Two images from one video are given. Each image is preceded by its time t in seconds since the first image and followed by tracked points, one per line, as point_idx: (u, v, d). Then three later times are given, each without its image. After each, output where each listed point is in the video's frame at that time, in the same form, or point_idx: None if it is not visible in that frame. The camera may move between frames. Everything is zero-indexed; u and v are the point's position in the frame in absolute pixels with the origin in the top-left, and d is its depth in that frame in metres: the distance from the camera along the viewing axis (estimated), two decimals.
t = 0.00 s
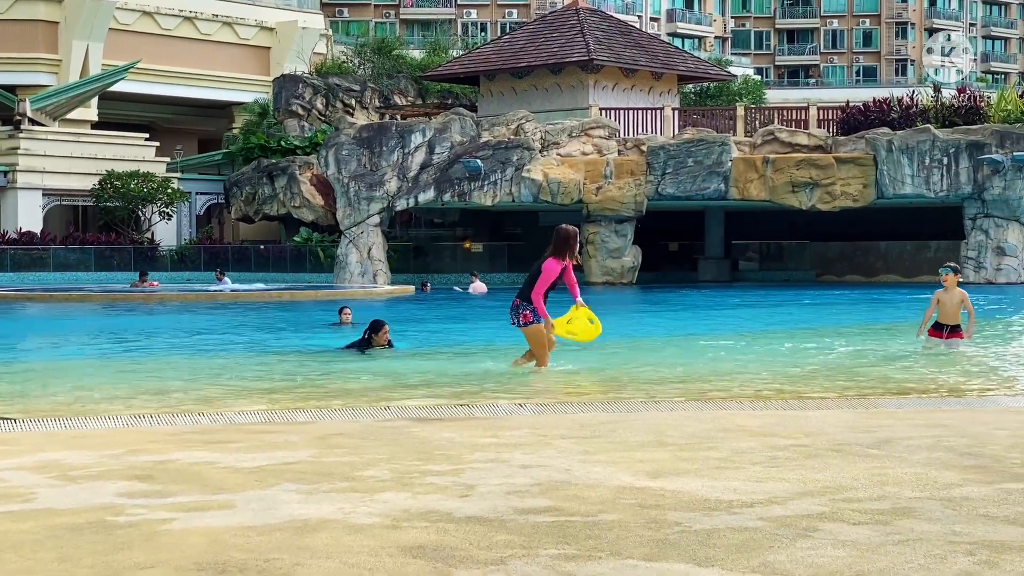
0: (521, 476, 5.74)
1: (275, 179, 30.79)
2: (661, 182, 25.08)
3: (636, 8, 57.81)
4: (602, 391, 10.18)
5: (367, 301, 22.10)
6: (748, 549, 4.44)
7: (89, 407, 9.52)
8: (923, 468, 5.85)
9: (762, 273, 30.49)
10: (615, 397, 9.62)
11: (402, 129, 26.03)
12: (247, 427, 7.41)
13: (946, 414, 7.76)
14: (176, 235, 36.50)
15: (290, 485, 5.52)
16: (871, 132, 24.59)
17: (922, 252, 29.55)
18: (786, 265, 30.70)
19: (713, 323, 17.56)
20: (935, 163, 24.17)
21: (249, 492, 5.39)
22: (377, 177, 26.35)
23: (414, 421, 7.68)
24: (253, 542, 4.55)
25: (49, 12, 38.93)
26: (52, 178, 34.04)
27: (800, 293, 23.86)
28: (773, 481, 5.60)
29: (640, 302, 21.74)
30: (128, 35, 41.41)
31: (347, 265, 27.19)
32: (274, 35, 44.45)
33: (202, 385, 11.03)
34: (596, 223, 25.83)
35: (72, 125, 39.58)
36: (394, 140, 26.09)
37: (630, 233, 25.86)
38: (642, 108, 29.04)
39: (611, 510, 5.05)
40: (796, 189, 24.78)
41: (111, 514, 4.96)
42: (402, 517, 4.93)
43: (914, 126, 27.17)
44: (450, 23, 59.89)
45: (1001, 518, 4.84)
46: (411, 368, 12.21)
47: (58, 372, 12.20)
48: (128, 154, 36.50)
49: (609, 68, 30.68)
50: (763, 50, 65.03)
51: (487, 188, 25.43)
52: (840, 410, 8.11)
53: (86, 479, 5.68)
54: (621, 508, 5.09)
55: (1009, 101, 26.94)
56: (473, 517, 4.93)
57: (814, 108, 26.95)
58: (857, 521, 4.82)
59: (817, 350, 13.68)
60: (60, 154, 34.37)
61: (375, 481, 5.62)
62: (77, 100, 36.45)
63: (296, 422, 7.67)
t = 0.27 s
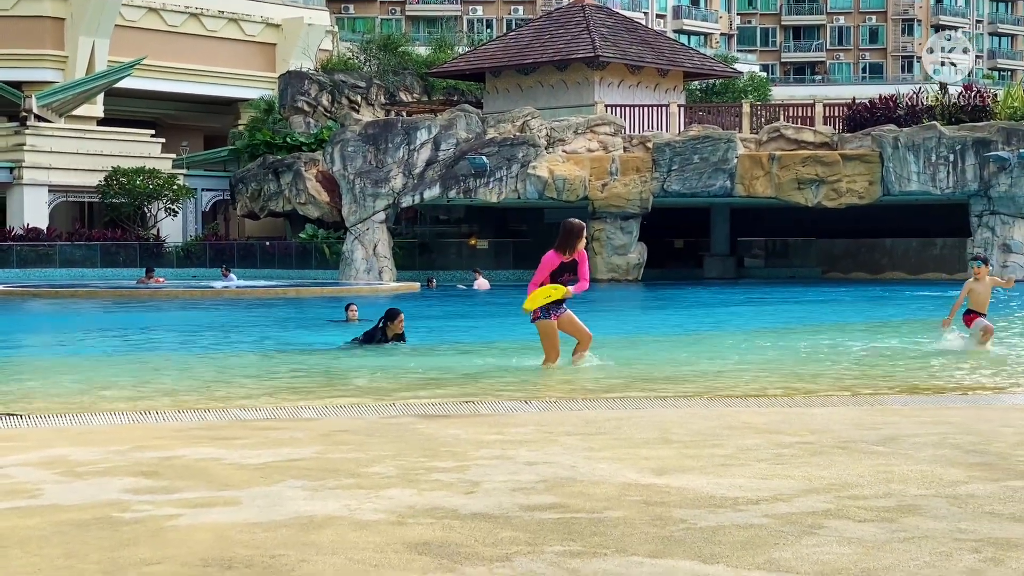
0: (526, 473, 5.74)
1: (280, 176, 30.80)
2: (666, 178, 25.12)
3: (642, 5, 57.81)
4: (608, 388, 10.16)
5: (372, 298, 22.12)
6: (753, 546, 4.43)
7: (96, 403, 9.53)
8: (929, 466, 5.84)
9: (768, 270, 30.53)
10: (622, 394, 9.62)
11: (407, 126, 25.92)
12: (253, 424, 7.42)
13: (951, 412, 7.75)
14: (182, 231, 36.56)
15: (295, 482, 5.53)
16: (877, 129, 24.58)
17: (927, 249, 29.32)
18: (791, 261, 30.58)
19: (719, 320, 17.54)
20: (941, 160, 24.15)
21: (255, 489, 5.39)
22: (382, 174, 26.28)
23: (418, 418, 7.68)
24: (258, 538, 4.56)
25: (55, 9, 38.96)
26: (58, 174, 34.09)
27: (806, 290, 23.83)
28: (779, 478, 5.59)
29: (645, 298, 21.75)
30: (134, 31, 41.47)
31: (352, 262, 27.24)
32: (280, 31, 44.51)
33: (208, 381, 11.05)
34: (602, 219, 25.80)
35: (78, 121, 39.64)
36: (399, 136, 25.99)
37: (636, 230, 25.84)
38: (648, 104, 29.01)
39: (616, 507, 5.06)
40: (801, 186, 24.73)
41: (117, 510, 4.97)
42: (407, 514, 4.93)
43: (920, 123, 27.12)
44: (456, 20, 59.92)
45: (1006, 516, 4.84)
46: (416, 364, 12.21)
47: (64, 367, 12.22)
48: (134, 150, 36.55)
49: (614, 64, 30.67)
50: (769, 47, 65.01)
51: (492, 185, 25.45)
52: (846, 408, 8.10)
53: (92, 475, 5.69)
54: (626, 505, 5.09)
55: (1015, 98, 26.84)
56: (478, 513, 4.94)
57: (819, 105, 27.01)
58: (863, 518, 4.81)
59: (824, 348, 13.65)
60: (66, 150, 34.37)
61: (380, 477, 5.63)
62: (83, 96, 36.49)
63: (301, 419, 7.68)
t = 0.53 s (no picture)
0: (531, 470, 5.74)
1: (285, 172, 30.79)
2: (671, 176, 25.04)
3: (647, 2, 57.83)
4: (612, 385, 10.16)
5: (376, 295, 22.14)
6: (758, 544, 4.42)
7: (101, 399, 9.54)
8: (934, 464, 5.82)
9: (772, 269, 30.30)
10: (626, 391, 9.61)
11: (412, 123, 26.06)
12: (258, 421, 7.41)
13: (956, 409, 7.73)
14: (187, 228, 36.61)
15: (300, 479, 5.53)
16: (883, 126, 24.53)
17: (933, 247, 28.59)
18: (796, 258, 30.22)
19: (724, 317, 17.53)
20: (947, 157, 24.10)
21: (259, 485, 5.39)
22: (387, 171, 26.35)
23: (423, 414, 7.68)
24: (263, 535, 4.56)
25: (60, 6, 38.98)
26: (63, 171, 34.12)
27: (811, 287, 23.80)
28: (784, 475, 5.58)
29: (649, 295, 21.75)
30: (140, 28, 41.48)
31: (357, 258, 27.20)
32: (285, 28, 44.49)
33: (212, 378, 11.06)
34: (607, 217, 25.79)
35: (83, 118, 39.67)
36: (404, 134, 26.10)
37: (640, 227, 25.80)
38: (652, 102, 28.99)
39: (621, 504, 5.05)
40: (806, 183, 24.69)
41: (122, 507, 4.97)
42: (412, 511, 4.92)
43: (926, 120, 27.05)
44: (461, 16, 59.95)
45: (1012, 513, 4.82)
46: (420, 361, 12.21)
47: (70, 364, 12.24)
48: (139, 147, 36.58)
49: (620, 61, 30.63)
50: (775, 43, 64.96)
51: (497, 182, 25.46)
52: (850, 405, 8.09)
53: (97, 472, 5.69)
54: (631, 502, 5.08)
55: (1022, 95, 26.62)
56: (483, 510, 4.93)
57: (825, 102, 27.05)
58: (868, 516, 4.80)
59: (829, 346, 13.61)
60: (71, 147, 34.44)
61: (384, 474, 5.63)
62: (88, 93, 36.56)
63: (306, 416, 7.68)
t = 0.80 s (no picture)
0: (533, 468, 5.73)
1: (287, 170, 30.81)
2: (674, 173, 25.03)
3: None
4: (615, 383, 10.16)
5: (379, 293, 22.14)
6: (761, 542, 4.42)
7: (104, 396, 9.54)
8: (936, 462, 5.82)
9: (775, 267, 30.54)
10: (629, 389, 9.61)
11: (414, 121, 26.07)
12: (260, 418, 7.41)
13: (958, 408, 7.72)
14: (189, 226, 36.65)
15: (302, 476, 5.53)
16: (885, 124, 24.45)
17: (936, 245, 28.65)
18: (798, 257, 30.35)
19: (726, 316, 17.51)
20: (950, 155, 24.08)
21: (262, 483, 5.40)
22: (389, 169, 26.37)
23: (426, 412, 7.68)
24: (266, 532, 4.56)
25: (63, 3, 38.98)
26: (66, 169, 34.14)
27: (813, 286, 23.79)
28: (785, 474, 5.58)
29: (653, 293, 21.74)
30: (142, 26, 41.49)
31: (359, 257, 27.18)
32: (287, 26, 44.48)
33: (214, 376, 11.06)
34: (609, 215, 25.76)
35: (86, 116, 39.68)
36: (407, 131, 26.14)
37: (643, 226, 25.79)
38: (655, 100, 28.97)
39: (623, 502, 5.04)
40: (809, 181, 24.67)
41: (125, 504, 4.97)
42: (414, 508, 4.93)
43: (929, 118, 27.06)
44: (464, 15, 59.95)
45: (1014, 512, 4.82)
46: (423, 359, 12.20)
47: (73, 362, 12.25)
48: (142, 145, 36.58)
49: (623, 59, 30.61)
50: (777, 42, 65.02)
51: (500, 180, 25.45)
52: (852, 404, 8.09)
53: (100, 470, 5.69)
54: (633, 500, 5.08)
55: None
56: (486, 508, 4.93)
57: (827, 100, 27.07)
58: (871, 514, 4.80)
59: (832, 344, 13.59)
60: (74, 144, 34.46)
61: (386, 472, 5.63)
62: (91, 91, 36.54)
63: (309, 414, 7.68)
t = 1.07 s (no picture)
0: (532, 468, 5.73)
1: (286, 170, 30.82)
2: (672, 173, 25.04)
3: None
4: (613, 383, 10.15)
5: (377, 292, 22.14)
6: (760, 542, 4.42)
7: (102, 396, 9.53)
8: (935, 462, 5.82)
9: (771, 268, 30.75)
10: (628, 389, 9.61)
11: (413, 120, 26.05)
12: (259, 418, 7.41)
13: (956, 408, 7.73)
14: (187, 225, 36.64)
15: (300, 475, 5.53)
16: (884, 124, 24.47)
17: (934, 245, 28.74)
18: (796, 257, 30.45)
19: (724, 315, 17.51)
20: (948, 155, 24.10)
21: (261, 482, 5.40)
22: (388, 168, 26.36)
23: (424, 411, 7.68)
24: (264, 531, 4.56)
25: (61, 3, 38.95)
26: (65, 168, 34.11)
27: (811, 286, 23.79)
28: (783, 473, 5.58)
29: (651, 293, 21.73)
30: (141, 25, 41.46)
31: (358, 256, 27.23)
32: (286, 25, 44.46)
33: (213, 375, 11.05)
34: (607, 215, 25.74)
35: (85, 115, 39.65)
36: (405, 131, 26.12)
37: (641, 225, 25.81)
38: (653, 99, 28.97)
39: (622, 502, 5.04)
40: (807, 181, 24.66)
41: (124, 503, 4.97)
42: (413, 508, 4.92)
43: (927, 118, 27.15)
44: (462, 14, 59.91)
45: (1012, 511, 4.82)
46: (421, 359, 12.20)
47: (71, 361, 12.24)
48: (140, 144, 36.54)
49: (621, 59, 30.60)
50: (776, 41, 65.01)
51: (498, 179, 25.44)
52: (851, 403, 8.09)
53: (99, 468, 5.69)
54: (632, 500, 5.08)
55: None
56: (484, 508, 4.93)
57: (826, 100, 26.99)
58: (869, 514, 4.80)
59: (830, 343, 13.57)
60: (72, 143, 34.43)
61: (384, 471, 5.62)
62: (90, 90, 36.48)
63: (307, 413, 7.68)
